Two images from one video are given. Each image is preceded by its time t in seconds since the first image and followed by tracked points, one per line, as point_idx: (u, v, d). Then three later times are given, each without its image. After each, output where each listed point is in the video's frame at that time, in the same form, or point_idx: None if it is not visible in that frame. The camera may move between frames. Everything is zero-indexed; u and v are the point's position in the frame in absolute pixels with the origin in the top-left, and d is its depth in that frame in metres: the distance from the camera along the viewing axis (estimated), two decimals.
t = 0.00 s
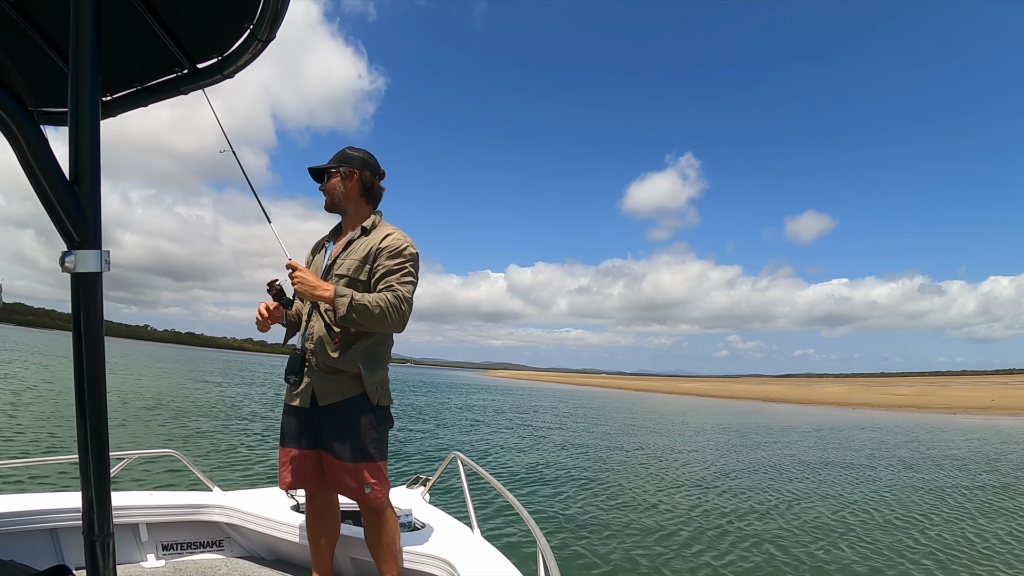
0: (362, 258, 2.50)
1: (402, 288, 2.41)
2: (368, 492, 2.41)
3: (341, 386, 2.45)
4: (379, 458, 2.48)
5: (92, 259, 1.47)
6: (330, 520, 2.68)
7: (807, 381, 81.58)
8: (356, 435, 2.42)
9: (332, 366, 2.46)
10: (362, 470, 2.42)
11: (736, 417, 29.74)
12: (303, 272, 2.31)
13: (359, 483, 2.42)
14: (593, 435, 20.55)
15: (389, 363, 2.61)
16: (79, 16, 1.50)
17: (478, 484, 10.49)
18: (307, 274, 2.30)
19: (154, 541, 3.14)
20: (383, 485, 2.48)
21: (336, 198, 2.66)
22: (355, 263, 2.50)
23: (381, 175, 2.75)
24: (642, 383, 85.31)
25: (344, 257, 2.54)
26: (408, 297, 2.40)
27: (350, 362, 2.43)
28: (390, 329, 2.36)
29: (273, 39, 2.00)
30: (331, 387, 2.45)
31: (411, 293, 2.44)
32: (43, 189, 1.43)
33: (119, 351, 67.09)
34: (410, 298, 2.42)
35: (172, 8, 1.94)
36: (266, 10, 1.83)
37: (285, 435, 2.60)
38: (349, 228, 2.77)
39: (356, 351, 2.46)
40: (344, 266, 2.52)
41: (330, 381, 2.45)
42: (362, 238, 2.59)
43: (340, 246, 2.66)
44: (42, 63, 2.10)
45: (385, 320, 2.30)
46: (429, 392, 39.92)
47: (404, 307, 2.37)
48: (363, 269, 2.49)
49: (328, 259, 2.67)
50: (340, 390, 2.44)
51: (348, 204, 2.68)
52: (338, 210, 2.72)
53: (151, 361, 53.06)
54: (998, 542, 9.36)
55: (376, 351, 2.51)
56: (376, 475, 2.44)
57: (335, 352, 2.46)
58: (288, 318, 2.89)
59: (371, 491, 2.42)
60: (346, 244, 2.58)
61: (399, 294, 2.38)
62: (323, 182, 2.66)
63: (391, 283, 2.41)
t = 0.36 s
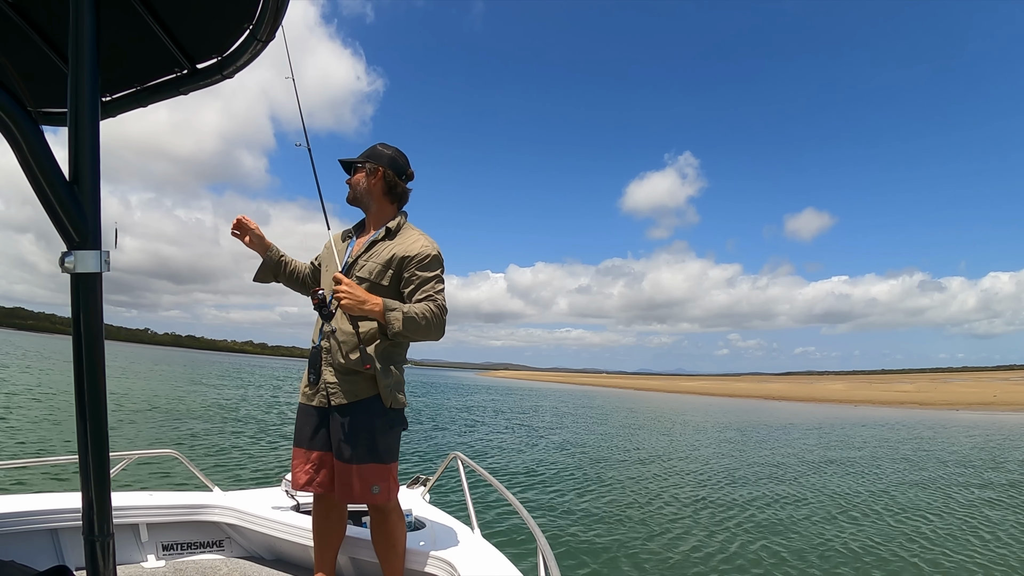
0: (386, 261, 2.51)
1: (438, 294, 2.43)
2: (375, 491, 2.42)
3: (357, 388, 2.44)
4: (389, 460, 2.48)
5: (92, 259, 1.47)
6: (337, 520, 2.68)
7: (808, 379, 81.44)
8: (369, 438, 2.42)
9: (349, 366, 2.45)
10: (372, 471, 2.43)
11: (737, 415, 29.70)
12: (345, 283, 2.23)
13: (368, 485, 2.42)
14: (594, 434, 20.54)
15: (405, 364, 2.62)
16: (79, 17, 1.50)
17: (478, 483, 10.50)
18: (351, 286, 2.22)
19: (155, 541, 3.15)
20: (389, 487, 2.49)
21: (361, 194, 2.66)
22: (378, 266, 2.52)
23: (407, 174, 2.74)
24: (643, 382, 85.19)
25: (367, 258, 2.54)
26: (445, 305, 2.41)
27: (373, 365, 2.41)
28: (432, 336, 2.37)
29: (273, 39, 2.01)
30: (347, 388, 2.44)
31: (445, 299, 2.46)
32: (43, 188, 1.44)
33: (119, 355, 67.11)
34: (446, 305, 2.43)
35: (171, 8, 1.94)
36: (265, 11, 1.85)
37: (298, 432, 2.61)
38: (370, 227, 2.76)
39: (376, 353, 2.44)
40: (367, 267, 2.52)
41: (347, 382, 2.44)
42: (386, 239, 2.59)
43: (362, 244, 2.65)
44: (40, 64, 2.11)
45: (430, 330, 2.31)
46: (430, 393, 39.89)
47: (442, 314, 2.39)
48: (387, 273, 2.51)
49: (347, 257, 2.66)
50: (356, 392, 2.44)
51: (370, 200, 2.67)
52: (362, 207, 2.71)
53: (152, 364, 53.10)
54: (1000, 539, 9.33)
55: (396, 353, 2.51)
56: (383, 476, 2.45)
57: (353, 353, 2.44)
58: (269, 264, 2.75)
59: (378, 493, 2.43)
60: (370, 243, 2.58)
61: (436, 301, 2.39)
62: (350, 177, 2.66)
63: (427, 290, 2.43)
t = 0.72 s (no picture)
0: (399, 266, 2.50)
1: (454, 301, 2.51)
2: (377, 494, 2.41)
3: (363, 386, 2.44)
4: (394, 460, 2.48)
5: (92, 260, 1.46)
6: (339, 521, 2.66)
7: (809, 377, 81.44)
8: (374, 437, 2.42)
9: (355, 363, 2.43)
10: (375, 472, 2.42)
11: (738, 414, 29.70)
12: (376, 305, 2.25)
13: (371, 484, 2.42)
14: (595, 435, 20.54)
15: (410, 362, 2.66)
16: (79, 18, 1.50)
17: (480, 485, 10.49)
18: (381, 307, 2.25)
19: (155, 542, 3.15)
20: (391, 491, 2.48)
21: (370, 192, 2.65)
22: (390, 269, 2.51)
23: (419, 176, 2.75)
24: (644, 382, 85.17)
25: (377, 261, 2.51)
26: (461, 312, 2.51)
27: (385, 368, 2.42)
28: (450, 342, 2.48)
29: (272, 40, 2.03)
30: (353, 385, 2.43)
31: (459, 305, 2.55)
32: (43, 189, 1.43)
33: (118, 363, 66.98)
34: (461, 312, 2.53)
35: (171, 8, 1.96)
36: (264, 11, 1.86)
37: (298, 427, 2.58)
38: (378, 228, 2.75)
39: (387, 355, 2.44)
40: (378, 269, 2.50)
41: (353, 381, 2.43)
42: (399, 242, 2.58)
43: (371, 244, 2.62)
44: (40, 65, 2.13)
45: (455, 339, 2.44)
46: (430, 396, 39.89)
47: (459, 321, 2.49)
48: (398, 277, 2.50)
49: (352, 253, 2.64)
50: (362, 391, 2.44)
51: (381, 200, 2.66)
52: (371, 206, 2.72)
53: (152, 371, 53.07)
54: (1003, 535, 9.32)
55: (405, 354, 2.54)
56: (385, 479, 2.44)
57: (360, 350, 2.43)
58: (252, 237, 2.79)
59: (380, 495, 2.43)
60: (381, 244, 2.55)
61: (454, 309, 2.49)
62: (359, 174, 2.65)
63: (442, 298, 2.49)
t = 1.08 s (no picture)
0: (411, 266, 2.50)
1: (464, 302, 2.55)
2: (382, 494, 2.42)
3: (371, 388, 2.43)
4: (398, 461, 2.48)
5: (92, 259, 1.47)
6: (339, 523, 2.66)
7: (809, 377, 81.41)
8: (380, 438, 2.42)
9: (365, 364, 2.43)
10: (381, 474, 2.43)
11: (738, 415, 29.70)
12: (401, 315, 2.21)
13: (376, 485, 2.43)
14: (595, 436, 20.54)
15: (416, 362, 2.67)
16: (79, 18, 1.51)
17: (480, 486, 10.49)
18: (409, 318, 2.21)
19: (155, 542, 3.15)
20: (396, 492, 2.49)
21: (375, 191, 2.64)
22: (403, 269, 2.51)
23: (425, 173, 2.77)
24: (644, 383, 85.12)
25: (389, 259, 2.51)
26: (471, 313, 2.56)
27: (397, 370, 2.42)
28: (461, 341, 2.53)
29: (272, 40, 2.03)
30: (360, 386, 2.43)
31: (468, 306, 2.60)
32: (44, 190, 1.44)
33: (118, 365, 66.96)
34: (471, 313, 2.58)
35: (171, 8, 1.97)
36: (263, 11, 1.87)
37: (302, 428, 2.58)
38: (385, 227, 2.74)
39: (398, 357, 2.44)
40: (390, 268, 2.50)
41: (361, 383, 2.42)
42: (408, 241, 2.58)
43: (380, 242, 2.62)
44: (41, 64, 2.13)
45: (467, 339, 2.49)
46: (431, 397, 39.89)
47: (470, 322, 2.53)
48: (410, 277, 2.50)
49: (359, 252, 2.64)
50: (369, 391, 2.43)
51: (391, 199, 2.65)
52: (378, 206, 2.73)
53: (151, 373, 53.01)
54: (1002, 535, 9.30)
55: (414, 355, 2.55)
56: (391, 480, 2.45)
57: (370, 351, 2.43)
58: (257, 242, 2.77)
59: (385, 495, 2.44)
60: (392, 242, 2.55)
61: (466, 310, 2.53)
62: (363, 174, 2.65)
63: (454, 300, 2.52)
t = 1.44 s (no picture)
0: (435, 269, 2.52)
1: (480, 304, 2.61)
2: (390, 496, 2.40)
3: (389, 391, 2.42)
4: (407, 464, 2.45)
5: (92, 259, 1.46)
6: (341, 525, 2.65)
7: (809, 379, 81.38)
8: (392, 439, 2.41)
9: (385, 368, 2.42)
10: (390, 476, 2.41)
11: (737, 416, 29.71)
12: (432, 325, 2.21)
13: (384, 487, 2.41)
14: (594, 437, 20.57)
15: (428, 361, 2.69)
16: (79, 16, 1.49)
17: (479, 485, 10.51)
18: (438, 328, 2.22)
19: (155, 541, 3.15)
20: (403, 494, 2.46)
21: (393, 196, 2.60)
22: (426, 272, 2.52)
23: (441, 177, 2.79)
24: (644, 383, 85.15)
25: (413, 263, 2.51)
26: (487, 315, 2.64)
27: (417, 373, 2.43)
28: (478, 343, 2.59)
29: (273, 39, 2.02)
30: (378, 391, 2.41)
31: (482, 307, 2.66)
32: (43, 189, 1.43)
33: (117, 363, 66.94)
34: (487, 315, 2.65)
35: (171, 7, 1.96)
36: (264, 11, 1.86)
37: (309, 430, 2.54)
38: (405, 228, 2.69)
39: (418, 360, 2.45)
40: (413, 271, 2.50)
41: (381, 388, 2.41)
42: (431, 244, 2.60)
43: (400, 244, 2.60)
44: (41, 64, 2.13)
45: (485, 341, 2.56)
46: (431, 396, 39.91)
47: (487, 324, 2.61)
48: (433, 280, 2.53)
49: (376, 255, 2.62)
50: (387, 394, 2.42)
51: (424, 204, 2.63)
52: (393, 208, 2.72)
53: (151, 370, 53.01)
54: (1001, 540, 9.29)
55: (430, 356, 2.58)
56: (399, 481, 2.43)
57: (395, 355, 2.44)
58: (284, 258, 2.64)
59: (393, 497, 2.42)
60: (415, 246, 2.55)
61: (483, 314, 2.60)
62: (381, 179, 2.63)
63: (474, 303, 2.57)
